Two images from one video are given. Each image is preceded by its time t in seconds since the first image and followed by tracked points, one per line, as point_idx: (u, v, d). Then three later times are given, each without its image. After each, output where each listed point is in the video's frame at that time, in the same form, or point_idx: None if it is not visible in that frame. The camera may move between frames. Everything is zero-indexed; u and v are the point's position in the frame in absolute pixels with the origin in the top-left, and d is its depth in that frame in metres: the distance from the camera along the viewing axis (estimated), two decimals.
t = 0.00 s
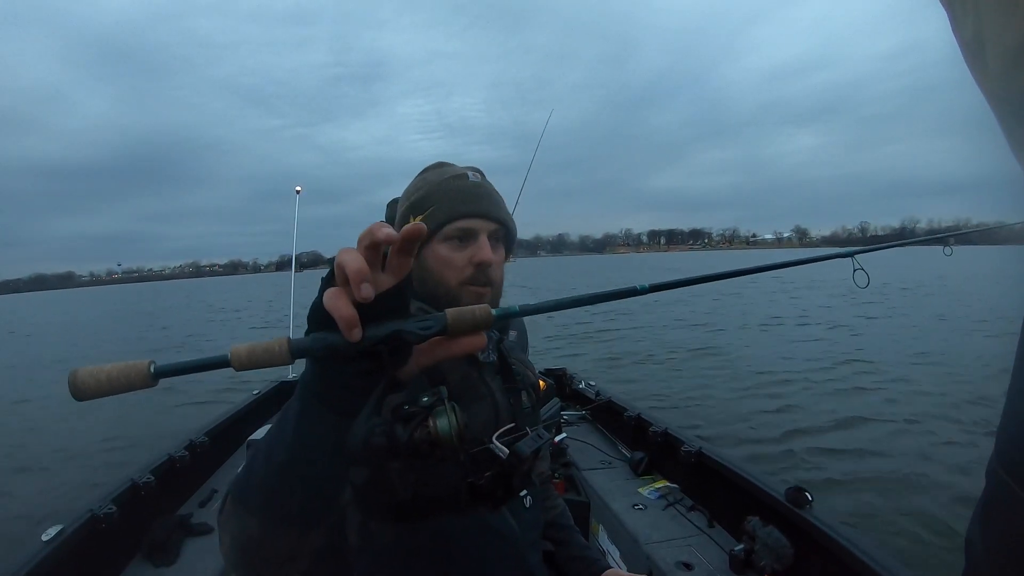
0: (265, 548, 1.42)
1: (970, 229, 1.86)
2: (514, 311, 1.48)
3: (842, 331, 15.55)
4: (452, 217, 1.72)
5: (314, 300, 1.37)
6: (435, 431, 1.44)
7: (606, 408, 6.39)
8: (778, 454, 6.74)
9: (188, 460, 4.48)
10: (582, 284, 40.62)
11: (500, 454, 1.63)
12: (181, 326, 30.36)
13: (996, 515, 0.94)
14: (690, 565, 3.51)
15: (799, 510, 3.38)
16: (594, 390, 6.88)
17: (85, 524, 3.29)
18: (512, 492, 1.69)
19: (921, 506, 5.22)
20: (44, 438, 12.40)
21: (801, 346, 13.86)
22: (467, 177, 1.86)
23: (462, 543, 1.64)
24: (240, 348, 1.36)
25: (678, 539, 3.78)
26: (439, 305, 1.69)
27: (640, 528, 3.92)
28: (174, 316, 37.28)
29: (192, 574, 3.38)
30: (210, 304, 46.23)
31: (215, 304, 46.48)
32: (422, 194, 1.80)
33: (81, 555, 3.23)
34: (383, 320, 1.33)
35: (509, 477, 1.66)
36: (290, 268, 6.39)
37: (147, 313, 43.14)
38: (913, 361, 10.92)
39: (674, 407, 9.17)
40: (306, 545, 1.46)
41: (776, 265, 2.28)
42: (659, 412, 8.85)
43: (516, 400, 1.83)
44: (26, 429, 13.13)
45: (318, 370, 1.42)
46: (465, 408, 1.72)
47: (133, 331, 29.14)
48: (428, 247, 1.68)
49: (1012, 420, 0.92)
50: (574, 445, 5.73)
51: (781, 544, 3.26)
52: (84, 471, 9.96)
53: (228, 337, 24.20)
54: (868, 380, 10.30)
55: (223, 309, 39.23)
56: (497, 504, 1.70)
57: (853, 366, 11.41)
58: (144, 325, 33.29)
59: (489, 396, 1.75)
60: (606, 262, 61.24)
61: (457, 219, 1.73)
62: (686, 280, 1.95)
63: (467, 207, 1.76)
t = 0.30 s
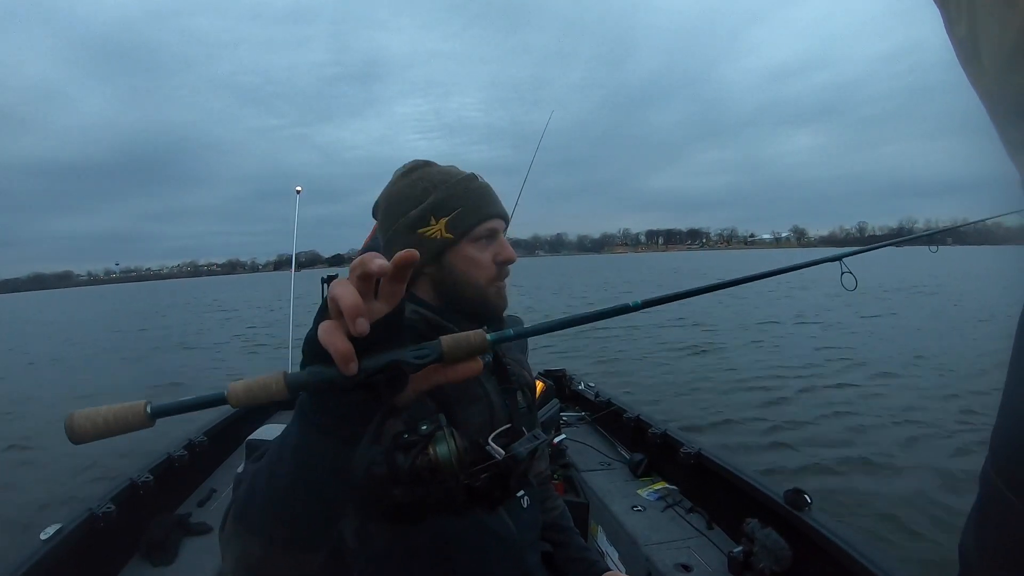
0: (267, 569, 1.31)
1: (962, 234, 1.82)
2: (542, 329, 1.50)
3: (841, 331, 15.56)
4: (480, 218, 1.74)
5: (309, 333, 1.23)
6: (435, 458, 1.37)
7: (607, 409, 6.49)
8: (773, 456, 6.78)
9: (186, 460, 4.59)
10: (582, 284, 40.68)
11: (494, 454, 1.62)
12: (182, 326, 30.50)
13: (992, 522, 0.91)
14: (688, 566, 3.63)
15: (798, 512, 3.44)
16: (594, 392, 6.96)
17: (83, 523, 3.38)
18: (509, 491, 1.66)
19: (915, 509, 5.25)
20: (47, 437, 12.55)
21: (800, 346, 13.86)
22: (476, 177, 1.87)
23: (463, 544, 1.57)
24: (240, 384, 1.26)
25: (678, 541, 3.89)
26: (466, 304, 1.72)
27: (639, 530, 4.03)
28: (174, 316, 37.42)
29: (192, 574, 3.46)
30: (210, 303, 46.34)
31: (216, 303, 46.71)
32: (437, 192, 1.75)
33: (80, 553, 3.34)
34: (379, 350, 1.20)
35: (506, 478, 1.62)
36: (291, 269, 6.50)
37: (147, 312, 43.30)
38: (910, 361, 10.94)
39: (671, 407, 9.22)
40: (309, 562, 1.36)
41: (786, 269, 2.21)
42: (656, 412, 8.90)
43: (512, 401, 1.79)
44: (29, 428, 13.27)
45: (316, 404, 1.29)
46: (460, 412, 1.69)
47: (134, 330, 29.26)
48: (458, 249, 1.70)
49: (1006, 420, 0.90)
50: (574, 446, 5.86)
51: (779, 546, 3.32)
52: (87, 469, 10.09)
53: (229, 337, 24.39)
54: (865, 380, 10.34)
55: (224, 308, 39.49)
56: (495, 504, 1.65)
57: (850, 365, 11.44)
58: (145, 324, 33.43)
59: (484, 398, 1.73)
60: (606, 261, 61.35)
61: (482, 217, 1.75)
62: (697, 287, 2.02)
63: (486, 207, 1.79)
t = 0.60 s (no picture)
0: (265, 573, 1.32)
1: (962, 229, 1.86)
2: (539, 326, 1.52)
3: (838, 330, 15.63)
4: (476, 218, 1.78)
5: (300, 332, 1.25)
6: (430, 457, 1.40)
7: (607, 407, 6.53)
8: (771, 455, 6.83)
9: (185, 458, 4.63)
10: (581, 284, 40.77)
11: (493, 454, 1.63)
12: (181, 326, 30.51)
13: (982, 512, 0.94)
14: (688, 566, 3.67)
15: (799, 512, 3.48)
16: (593, 391, 7.02)
17: (83, 523, 3.42)
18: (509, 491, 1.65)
19: (911, 509, 5.30)
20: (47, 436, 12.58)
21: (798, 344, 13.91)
22: (472, 178, 1.92)
23: (460, 542, 1.59)
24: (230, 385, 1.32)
25: (677, 541, 3.93)
26: (461, 303, 1.76)
27: (639, 529, 4.08)
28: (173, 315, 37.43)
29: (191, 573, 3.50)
30: (209, 303, 46.38)
31: (216, 303, 46.82)
32: (434, 191, 1.78)
33: (79, 553, 3.37)
34: (372, 348, 1.23)
35: (504, 477, 1.62)
36: (291, 268, 6.53)
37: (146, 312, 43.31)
38: (907, 359, 10.99)
39: (669, 406, 9.28)
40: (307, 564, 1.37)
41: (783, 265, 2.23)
42: (654, 410, 8.94)
43: (507, 400, 1.83)
44: (29, 427, 13.30)
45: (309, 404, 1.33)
46: (456, 410, 1.72)
47: (133, 331, 29.26)
48: (454, 248, 1.74)
49: (996, 412, 0.94)
50: (574, 446, 5.90)
51: (779, 546, 3.36)
52: (87, 468, 10.12)
53: (229, 337, 24.47)
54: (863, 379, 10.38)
55: (223, 308, 39.60)
56: (493, 504, 1.66)
57: (848, 364, 11.49)
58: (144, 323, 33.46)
59: (480, 397, 1.76)
60: (605, 261, 61.52)
61: (479, 218, 1.80)
62: (691, 285, 2.07)
63: (483, 207, 1.83)
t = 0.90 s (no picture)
0: (268, 570, 1.34)
1: (961, 228, 1.89)
2: (537, 326, 1.58)
3: (835, 328, 15.72)
4: (480, 219, 1.85)
5: (309, 332, 1.31)
6: (433, 454, 1.42)
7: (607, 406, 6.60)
8: (767, 454, 6.89)
9: (186, 456, 4.70)
10: (579, 283, 40.95)
11: (493, 450, 1.70)
12: (181, 325, 30.65)
13: (980, 517, 0.87)
14: (687, 564, 3.75)
15: (798, 511, 3.56)
16: (594, 389, 7.10)
17: (83, 520, 3.48)
18: (508, 485, 1.73)
19: (906, 509, 5.36)
20: (48, 434, 12.67)
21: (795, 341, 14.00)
22: (477, 179, 1.98)
23: (461, 539, 1.63)
24: (234, 387, 1.35)
25: (677, 539, 4.02)
26: (463, 302, 1.82)
27: (639, 528, 4.16)
28: (173, 315, 37.59)
29: (192, 570, 3.57)
30: (208, 303, 46.50)
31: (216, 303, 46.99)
32: (440, 192, 1.85)
33: (81, 549, 3.45)
34: (375, 349, 1.26)
35: (504, 473, 1.71)
36: (291, 266, 6.60)
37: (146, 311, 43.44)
38: (903, 358, 11.09)
39: (666, 404, 9.35)
40: (309, 561, 1.40)
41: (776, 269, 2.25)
42: (651, 408, 9.02)
43: (508, 397, 1.91)
44: (31, 425, 13.39)
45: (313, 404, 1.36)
46: (459, 407, 1.78)
47: (133, 330, 29.38)
48: (458, 247, 1.80)
49: (989, 411, 0.89)
50: (574, 444, 5.98)
51: (778, 544, 3.44)
52: (89, 465, 10.21)
53: (230, 336, 24.61)
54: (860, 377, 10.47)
55: (224, 308, 39.77)
56: (492, 500, 1.72)
57: (844, 362, 11.58)
58: (145, 322, 33.63)
59: (483, 394, 1.84)
60: (604, 261, 61.77)
61: (482, 219, 1.86)
62: (688, 284, 2.13)
63: (487, 209, 1.90)
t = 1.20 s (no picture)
0: None
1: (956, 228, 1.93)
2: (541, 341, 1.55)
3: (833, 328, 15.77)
4: (481, 220, 1.89)
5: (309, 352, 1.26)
6: (439, 473, 1.47)
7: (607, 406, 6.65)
8: (764, 454, 6.94)
9: (186, 456, 4.75)
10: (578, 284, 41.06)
11: (496, 451, 1.74)
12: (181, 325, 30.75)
13: (976, 512, 0.92)
14: (688, 564, 3.80)
15: (798, 510, 3.61)
16: (594, 389, 7.16)
17: (83, 519, 3.51)
18: (510, 486, 1.77)
19: (902, 509, 5.40)
20: (49, 434, 12.74)
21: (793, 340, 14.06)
22: (479, 178, 2.02)
23: (462, 540, 1.65)
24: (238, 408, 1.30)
25: (677, 539, 4.06)
26: (465, 302, 1.87)
27: (639, 528, 4.21)
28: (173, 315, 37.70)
29: (192, 570, 3.61)
30: (208, 303, 46.60)
31: (215, 304, 47.08)
32: (442, 191, 1.89)
33: (80, 549, 3.47)
34: (378, 368, 1.24)
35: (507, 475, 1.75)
36: (291, 267, 6.65)
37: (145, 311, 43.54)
38: (901, 358, 11.14)
39: (664, 403, 9.41)
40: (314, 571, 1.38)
41: (793, 271, 2.15)
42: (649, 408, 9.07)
43: (511, 395, 1.92)
44: (32, 425, 13.46)
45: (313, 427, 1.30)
46: (462, 409, 1.80)
47: (133, 330, 29.48)
48: (459, 247, 1.84)
49: (986, 407, 0.93)
50: (574, 444, 6.02)
51: (779, 544, 3.48)
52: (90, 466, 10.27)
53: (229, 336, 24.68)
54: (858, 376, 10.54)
55: (222, 309, 39.88)
56: (495, 501, 1.75)
57: (841, 363, 11.64)
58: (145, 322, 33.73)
59: (486, 395, 1.86)
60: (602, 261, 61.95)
61: (484, 221, 1.91)
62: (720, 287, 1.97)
63: (489, 209, 1.95)
